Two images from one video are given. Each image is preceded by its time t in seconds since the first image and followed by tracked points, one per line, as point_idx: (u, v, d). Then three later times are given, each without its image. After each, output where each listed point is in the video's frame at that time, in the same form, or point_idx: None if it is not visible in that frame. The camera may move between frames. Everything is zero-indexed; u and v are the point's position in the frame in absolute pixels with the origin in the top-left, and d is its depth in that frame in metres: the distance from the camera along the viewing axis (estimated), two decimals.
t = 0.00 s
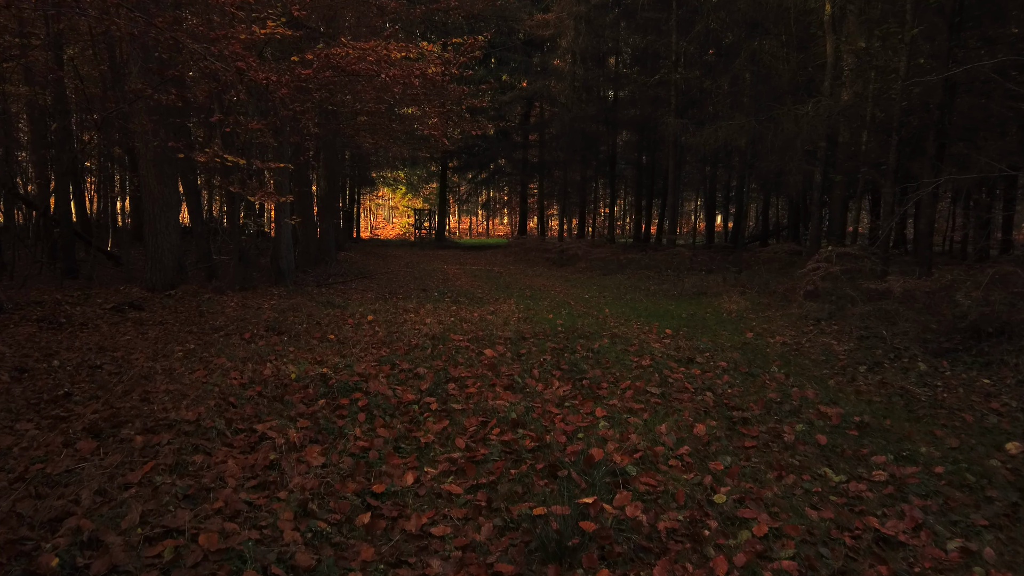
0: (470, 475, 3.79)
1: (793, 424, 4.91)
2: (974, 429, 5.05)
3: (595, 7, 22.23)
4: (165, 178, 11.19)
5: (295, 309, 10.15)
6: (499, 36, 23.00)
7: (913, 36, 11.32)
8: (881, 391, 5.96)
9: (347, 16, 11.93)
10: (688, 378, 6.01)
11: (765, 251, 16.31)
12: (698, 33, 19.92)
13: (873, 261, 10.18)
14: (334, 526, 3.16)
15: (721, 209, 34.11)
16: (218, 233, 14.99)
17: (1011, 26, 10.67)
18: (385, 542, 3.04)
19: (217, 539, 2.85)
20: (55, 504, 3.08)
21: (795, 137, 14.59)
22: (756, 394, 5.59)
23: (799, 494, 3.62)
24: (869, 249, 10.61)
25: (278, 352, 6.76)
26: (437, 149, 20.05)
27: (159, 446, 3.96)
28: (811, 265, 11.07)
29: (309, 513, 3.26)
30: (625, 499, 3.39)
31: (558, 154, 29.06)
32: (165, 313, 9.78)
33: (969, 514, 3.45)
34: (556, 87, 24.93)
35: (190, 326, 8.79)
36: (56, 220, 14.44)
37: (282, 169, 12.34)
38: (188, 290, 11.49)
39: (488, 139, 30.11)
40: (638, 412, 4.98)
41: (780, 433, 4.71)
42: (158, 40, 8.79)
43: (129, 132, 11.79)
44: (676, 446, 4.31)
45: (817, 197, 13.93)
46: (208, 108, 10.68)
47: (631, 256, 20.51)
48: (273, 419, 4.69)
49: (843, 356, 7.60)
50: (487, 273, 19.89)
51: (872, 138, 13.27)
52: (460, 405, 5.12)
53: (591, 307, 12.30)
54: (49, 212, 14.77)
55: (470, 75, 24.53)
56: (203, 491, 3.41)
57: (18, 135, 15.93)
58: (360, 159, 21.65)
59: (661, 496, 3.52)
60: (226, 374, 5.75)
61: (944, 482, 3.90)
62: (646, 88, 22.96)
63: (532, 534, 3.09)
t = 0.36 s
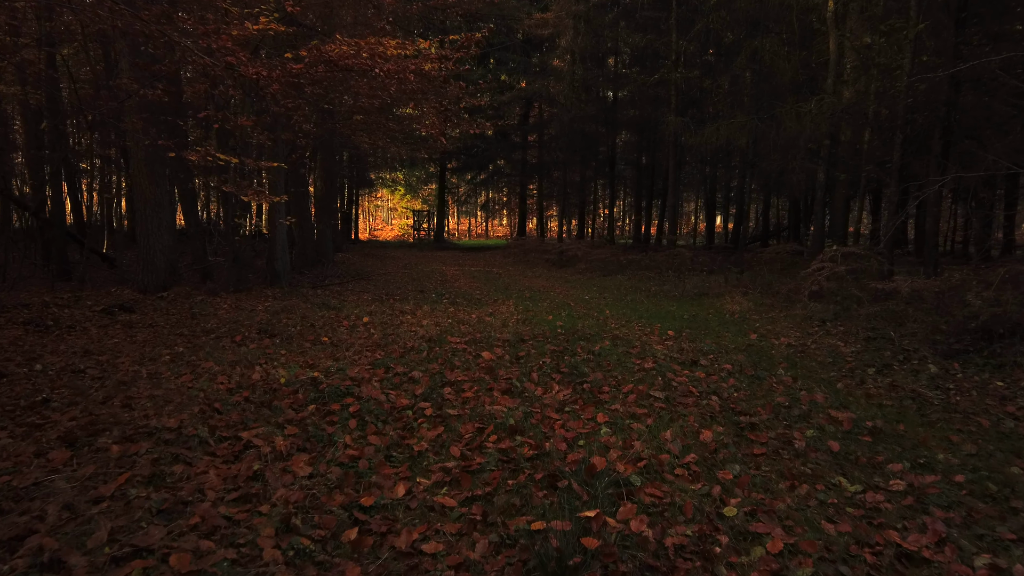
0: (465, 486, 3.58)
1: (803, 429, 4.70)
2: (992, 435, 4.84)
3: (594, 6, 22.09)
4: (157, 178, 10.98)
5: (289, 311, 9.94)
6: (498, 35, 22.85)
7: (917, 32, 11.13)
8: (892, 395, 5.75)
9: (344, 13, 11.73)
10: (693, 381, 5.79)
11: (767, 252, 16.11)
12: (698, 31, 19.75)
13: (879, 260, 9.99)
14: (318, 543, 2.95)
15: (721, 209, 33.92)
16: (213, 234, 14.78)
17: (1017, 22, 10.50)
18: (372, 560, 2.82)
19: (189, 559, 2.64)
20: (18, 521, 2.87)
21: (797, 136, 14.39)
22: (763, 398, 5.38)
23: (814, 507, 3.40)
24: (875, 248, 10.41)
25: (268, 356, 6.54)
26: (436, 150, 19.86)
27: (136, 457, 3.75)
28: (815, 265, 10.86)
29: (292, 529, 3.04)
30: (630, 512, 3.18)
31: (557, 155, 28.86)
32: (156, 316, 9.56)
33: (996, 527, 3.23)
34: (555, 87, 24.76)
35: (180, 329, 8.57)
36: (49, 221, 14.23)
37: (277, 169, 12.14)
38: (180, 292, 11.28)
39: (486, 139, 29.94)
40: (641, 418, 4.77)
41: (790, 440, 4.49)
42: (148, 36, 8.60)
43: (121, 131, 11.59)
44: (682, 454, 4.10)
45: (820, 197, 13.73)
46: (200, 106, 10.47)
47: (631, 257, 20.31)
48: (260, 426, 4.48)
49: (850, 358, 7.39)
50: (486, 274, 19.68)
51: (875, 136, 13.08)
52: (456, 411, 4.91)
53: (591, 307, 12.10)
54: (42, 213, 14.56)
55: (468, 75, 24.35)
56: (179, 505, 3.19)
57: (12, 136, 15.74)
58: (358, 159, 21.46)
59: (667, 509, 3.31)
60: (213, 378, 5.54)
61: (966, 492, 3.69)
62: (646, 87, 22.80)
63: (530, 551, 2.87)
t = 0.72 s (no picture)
0: (454, 508, 3.32)
1: (815, 442, 4.44)
2: (1013, 446, 4.57)
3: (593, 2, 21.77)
4: (144, 176, 10.69)
5: (279, 313, 9.67)
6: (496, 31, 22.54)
7: (923, 26, 10.86)
8: (904, 403, 5.49)
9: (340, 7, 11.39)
10: (696, 389, 5.52)
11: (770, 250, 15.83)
12: (698, 27, 19.44)
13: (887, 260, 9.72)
14: None
15: (722, 207, 33.60)
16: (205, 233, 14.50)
17: None
18: None
19: None
20: None
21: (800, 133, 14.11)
22: (770, 407, 5.13)
23: (830, 532, 3.14)
24: (881, 248, 10.14)
25: (253, 362, 6.27)
26: (433, 147, 19.56)
27: (100, 477, 3.49)
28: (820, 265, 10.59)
29: (262, 561, 2.78)
30: (631, 540, 2.92)
31: (556, 152, 28.53)
32: (143, 318, 9.26)
33: None
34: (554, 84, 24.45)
35: (166, 332, 8.29)
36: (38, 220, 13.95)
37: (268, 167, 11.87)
38: (169, 292, 10.99)
39: (485, 137, 29.64)
40: (643, 430, 4.51)
41: (801, 454, 4.23)
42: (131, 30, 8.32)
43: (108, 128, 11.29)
44: (687, 470, 3.85)
45: (824, 195, 13.46)
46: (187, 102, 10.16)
47: (631, 255, 20.04)
48: (238, 440, 4.22)
49: (858, 363, 7.13)
50: (484, 274, 19.41)
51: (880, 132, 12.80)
52: (447, 422, 4.64)
53: (590, 308, 11.82)
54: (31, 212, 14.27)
55: (466, 71, 24.01)
56: (141, 534, 2.93)
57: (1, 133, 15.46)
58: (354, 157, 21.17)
59: (672, 536, 3.05)
60: (193, 387, 5.26)
61: (992, 513, 3.42)
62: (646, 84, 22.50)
63: None
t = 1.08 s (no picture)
0: (455, 528, 3.14)
1: (830, 455, 4.26)
2: None
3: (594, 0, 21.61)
4: (139, 176, 10.50)
5: (275, 316, 9.48)
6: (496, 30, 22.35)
7: (930, 24, 10.68)
8: (919, 412, 5.33)
9: (337, 4, 11.19)
10: (706, 397, 5.34)
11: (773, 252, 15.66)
12: (700, 26, 19.26)
13: (896, 262, 9.54)
14: None
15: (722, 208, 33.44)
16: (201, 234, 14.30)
17: None
18: None
19: None
20: None
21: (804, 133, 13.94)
22: (782, 417, 4.95)
23: (854, 555, 2.96)
24: (888, 249, 9.96)
25: (247, 368, 6.08)
26: (433, 147, 19.39)
27: (82, 495, 3.31)
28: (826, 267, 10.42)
29: None
30: (644, 564, 2.74)
31: (556, 152, 28.28)
32: (136, 321, 9.06)
33: None
34: (554, 84, 24.27)
35: (159, 335, 8.09)
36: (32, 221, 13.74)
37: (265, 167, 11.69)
38: (164, 295, 10.78)
39: (484, 137, 29.48)
40: (651, 442, 4.33)
41: (817, 468, 4.05)
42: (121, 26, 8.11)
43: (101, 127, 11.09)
44: (699, 486, 3.67)
45: (829, 196, 13.28)
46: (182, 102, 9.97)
47: (632, 256, 19.86)
48: (229, 453, 4.03)
49: (869, 368, 6.97)
50: (484, 275, 19.24)
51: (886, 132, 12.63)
52: (446, 433, 4.46)
53: (593, 311, 11.64)
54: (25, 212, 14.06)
55: (466, 71, 23.82)
56: (121, 559, 2.76)
57: None
58: (354, 157, 21.03)
59: (687, 559, 2.87)
60: (184, 396, 5.07)
61: (1022, 533, 3.25)
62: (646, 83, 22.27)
63: None
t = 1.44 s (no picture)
0: (470, 556, 2.89)
1: (864, 472, 4.03)
2: None
3: None
4: (135, 176, 10.24)
5: (275, 319, 9.24)
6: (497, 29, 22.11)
7: (945, 22, 10.46)
8: (949, 423, 5.09)
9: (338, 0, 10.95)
10: (726, 408, 5.10)
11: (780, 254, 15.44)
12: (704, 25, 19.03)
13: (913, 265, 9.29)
14: None
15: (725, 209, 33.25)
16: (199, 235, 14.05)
17: None
18: None
19: None
20: None
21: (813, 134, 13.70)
22: (808, 429, 4.72)
23: None
24: (903, 252, 9.72)
25: (246, 376, 5.81)
26: (434, 147, 19.15)
27: (66, 518, 3.06)
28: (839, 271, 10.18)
29: None
30: None
31: (557, 154, 27.78)
32: (132, 325, 8.80)
33: None
34: (557, 84, 24.02)
35: (155, 340, 7.83)
36: (27, 221, 13.47)
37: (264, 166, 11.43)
38: (161, 297, 10.53)
39: (485, 137, 29.25)
40: (674, 457, 4.09)
41: (852, 487, 3.82)
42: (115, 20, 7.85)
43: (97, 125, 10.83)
44: (728, 507, 3.43)
45: (839, 197, 13.05)
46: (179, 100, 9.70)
47: (636, 258, 19.61)
48: (226, 469, 3.79)
49: (890, 376, 6.73)
50: (486, 276, 19.01)
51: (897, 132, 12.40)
52: (456, 447, 4.22)
53: (598, 314, 11.39)
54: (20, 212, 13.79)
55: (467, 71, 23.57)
56: None
57: None
58: (354, 157, 20.80)
59: None
60: (179, 406, 4.81)
61: None
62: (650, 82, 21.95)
63: None
